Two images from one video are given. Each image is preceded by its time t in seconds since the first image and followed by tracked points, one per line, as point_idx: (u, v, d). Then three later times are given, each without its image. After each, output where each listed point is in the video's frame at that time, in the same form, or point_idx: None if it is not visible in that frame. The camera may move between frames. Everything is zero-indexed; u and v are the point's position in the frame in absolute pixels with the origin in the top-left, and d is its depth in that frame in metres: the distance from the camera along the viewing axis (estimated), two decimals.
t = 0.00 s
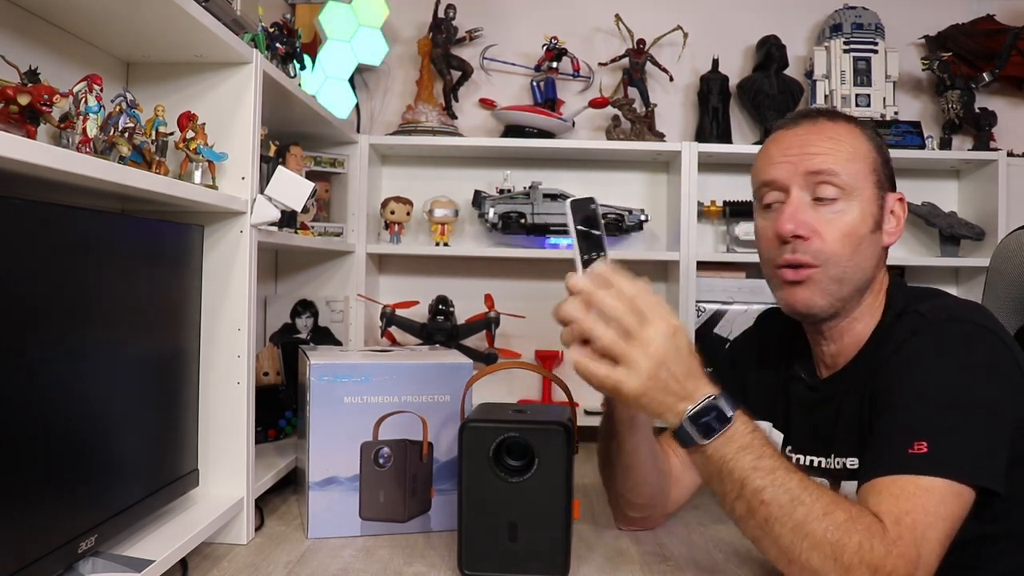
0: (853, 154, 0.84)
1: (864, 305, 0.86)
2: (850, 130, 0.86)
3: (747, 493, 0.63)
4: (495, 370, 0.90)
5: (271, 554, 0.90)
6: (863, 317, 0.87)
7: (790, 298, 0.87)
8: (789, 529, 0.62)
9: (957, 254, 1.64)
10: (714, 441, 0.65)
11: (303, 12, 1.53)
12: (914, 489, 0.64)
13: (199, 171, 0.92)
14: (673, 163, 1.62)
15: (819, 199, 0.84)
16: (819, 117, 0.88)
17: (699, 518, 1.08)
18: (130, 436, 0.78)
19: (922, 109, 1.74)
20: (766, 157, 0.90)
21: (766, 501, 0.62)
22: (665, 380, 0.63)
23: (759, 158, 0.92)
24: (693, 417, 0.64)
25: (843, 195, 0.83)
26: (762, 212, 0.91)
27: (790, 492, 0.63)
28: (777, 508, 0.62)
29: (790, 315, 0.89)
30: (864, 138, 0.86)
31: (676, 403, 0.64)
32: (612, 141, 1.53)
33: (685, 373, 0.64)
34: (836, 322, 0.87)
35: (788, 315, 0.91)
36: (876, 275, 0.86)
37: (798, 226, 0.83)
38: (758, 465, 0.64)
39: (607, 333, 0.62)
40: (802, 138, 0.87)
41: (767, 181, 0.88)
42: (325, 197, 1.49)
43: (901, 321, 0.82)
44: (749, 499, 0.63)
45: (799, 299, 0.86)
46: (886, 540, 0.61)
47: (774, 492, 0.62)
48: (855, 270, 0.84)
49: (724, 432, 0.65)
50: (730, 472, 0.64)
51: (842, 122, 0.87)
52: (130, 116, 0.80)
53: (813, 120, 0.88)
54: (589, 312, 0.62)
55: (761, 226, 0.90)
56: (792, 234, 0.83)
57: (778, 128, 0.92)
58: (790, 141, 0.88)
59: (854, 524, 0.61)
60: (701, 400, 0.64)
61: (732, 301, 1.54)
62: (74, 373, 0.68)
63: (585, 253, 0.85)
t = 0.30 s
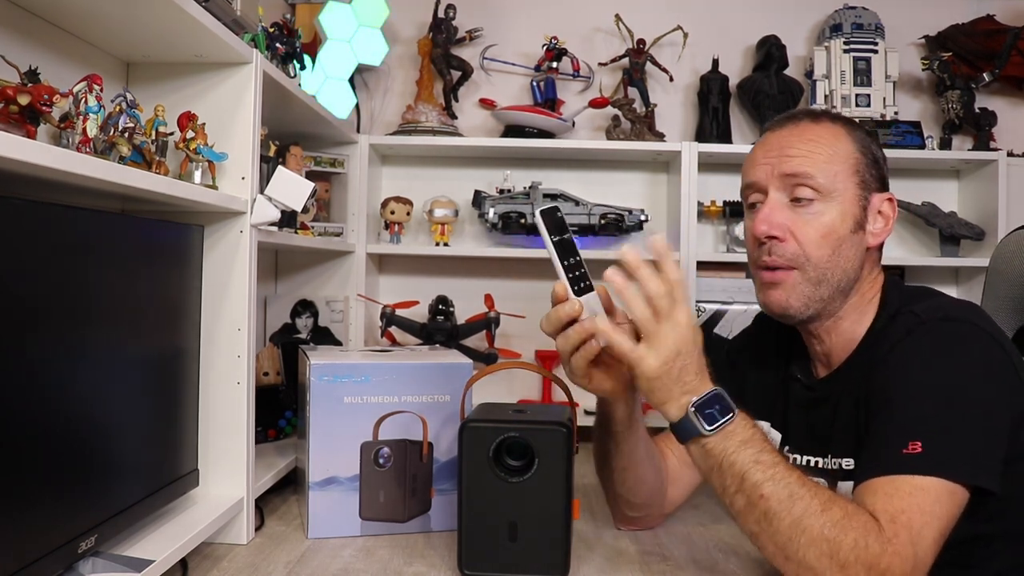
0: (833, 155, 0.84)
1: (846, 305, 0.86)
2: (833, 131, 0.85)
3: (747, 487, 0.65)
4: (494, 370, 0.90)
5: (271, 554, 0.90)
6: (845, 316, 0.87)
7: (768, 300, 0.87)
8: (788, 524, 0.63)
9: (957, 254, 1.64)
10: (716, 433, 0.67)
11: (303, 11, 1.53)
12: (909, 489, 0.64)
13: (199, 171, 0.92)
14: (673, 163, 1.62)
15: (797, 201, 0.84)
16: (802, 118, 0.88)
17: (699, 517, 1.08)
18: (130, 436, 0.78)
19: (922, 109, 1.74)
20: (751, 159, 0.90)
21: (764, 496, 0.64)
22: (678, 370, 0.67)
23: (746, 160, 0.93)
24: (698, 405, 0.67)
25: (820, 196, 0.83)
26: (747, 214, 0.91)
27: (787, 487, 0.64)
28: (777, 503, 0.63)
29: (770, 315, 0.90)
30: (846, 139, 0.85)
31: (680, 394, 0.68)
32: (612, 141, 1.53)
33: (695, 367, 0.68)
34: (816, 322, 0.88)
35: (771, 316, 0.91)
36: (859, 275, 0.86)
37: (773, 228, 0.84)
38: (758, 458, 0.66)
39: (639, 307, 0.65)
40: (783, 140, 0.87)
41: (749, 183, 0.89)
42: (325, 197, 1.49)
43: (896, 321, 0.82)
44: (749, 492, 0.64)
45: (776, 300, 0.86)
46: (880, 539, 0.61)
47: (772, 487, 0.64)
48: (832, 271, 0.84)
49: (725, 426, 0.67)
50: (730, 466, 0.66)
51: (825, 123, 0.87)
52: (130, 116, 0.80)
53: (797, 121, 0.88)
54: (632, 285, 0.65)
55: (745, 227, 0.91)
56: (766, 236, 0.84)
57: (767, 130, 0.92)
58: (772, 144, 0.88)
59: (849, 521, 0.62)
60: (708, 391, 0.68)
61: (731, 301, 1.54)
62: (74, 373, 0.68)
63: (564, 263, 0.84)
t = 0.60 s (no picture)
0: (849, 155, 0.84)
1: (858, 305, 0.86)
2: (848, 131, 0.85)
3: (734, 496, 0.65)
4: (495, 370, 0.90)
5: (271, 554, 0.90)
6: (856, 315, 0.87)
7: (782, 299, 0.87)
8: (777, 531, 0.63)
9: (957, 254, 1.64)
10: (699, 446, 0.68)
11: (303, 11, 1.53)
12: (905, 487, 0.64)
13: (199, 171, 0.92)
14: (673, 163, 1.62)
15: (813, 200, 0.84)
16: (817, 117, 0.88)
17: (699, 518, 1.08)
18: (129, 436, 0.77)
19: (922, 109, 1.74)
20: (765, 157, 0.90)
21: (751, 504, 0.64)
22: (649, 387, 0.67)
23: (758, 158, 0.92)
24: (678, 421, 0.67)
25: (836, 195, 0.83)
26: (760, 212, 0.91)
27: (775, 493, 0.65)
28: (764, 510, 0.64)
29: (782, 314, 0.89)
30: (862, 139, 0.85)
31: (659, 411, 0.68)
32: (612, 141, 1.53)
33: (670, 381, 0.68)
34: (827, 322, 0.88)
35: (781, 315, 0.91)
36: (871, 275, 0.86)
37: (790, 226, 0.83)
38: (743, 468, 0.67)
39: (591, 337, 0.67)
40: (799, 138, 0.86)
41: (764, 181, 0.89)
42: (325, 197, 1.49)
43: (895, 319, 0.82)
44: (737, 502, 0.65)
45: (790, 298, 0.86)
46: (873, 539, 0.61)
47: (759, 494, 0.65)
48: (847, 271, 0.84)
49: (708, 439, 0.68)
50: (715, 477, 0.67)
51: (839, 122, 0.87)
52: (130, 116, 0.81)
53: (811, 120, 0.88)
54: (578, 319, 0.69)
55: (757, 225, 0.91)
56: (784, 235, 0.84)
57: (778, 127, 0.92)
58: (787, 141, 0.88)
59: (840, 523, 0.62)
60: (686, 406, 0.68)
61: (732, 300, 1.54)
62: (74, 373, 0.68)
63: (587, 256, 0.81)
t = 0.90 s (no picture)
0: (880, 157, 0.85)
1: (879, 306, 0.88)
2: (873, 134, 0.87)
3: (754, 476, 0.65)
4: (494, 370, 0.90)
5: (272, 554, 0.90)
6: (870, 315, 0.87)
7: (814, 297, 0.85)
8: (790, 517, 0.63)
9: (958, 254, 1.64)
10: (729, 423, 0.68)
11: (303, 11, 1.53)
12: (910, 487, 0.64)
13: (199, 171, 0.92)
14: (673, 163, 1.62)
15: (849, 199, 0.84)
16: (844, 117, 0.88)
17: (699, 517, 1.08)
18: (129, 436, 0.77)
19: (922, 109, 1.74)
20: (791, 153, 0.88)
21: (770, 487, 0.64)
22: (686, 361, 0.67)
23: (778, 154, 0.90)
24: (711, 396, 0.67)
25: (871, 196, 0.84)
26: (782, 209, 0.89)
27: (794, 479, 0.65)
28: (781, 494, 0.64)
29: (806, 313, 0.88)
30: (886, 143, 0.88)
31: (694, 386, 0.68)
32: (612, 141, 1.53)
33: (706, 359, 0.68)
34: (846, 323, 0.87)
35: (801, 316, 0.89)
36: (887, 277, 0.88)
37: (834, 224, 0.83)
38: (768, 450, 0.66)
39: (633, 305, 0.67)
40: (831, 136, 0.86)
41: (795, 176, 0.87)
42: (325, 197, 1.49)
43: (894, 318, 0.82)
44: (756, 482, 0.65)
45: (824, 296, 0.85)
46: (882, 536, 0.61)
47: (779, 478, 0.64)
48: (877, 272, 0.84)
49: (738, 418, 0.68)
50: (740, 456, 0.67)
51: (864, 125, 0.88)
52: (130, 116, 0.81)
53: (836, 119, 0.88)
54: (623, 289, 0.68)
55: (782, 222, 0.89)
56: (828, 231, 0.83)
57: (795, 124, 0.91)
58: (817, 138, 0.87)
59: (853, 516, 0.62)
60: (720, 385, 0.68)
61: (732, 301, 1.54)
62: (74, 373, 0.68)
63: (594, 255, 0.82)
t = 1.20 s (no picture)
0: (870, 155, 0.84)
1: (872, 304, 0.86)
2: (868, 131, 0.86)
3: (751, 487, 0.64)
4: (494, 370, 0.90)
5: (272, 554, 0.90)
6: (864, 316, 0.86)
7: (796, 295, 0.86)
8: (791, 526, 0.62)
9: (958, 254, 1.64)
10: (721, 433, 0.65)
11: (303, 11, 1.53)
12: (916, 491, 0.64)
13: (199, 171, 0.92)
14: (673, 163, 1.62)
15: (833, 199, 0.83)
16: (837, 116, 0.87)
17: (698, 517, 1.08)
18: (129, 436, 0.77)
19: (923, 109, 1.74)
20: (782, 152, 0.89)
21: (768, 497, 0.63)
22: (669, 372, 0.62)
23: (774, 153, 0.91)
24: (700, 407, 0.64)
25: (857, 195, 0.83)
26: (774, 209, 0.90)
27: (793, 488, 0.63)
28: (780, 504, 0.63)
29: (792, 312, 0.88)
30: (881, 139, 0.86)
31: (680, 395, 0.64)
32: (612, 141, 1.53)
33: (689, 366, 0.64)
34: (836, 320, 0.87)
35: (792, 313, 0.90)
36: (882, 277, 0.86)
37: (811, 224, 0.82)
38: (763, 458, 0.65)
39: (614, 317, 0.60)
40: (820, 134, 0.86)
41: (781, 177, 0.88)
42: (325, 197, 1.49)
43: (902, 321, 0.82)
44: (753, 493, 0.64)
45: (804, 296, 0.85)
46: (886, 542, 0.61)
47: (777, 488, 0.63)
48: (863, 271, 0.83)
49: (730, 427, 0.65)
50: (733, 466, 0.65)
51: (859, 122, 0.87)
52: (130, 116, 0.81)
53: (831, 118, 0.87)
54: (600, 301, 0.61)
55: (772, 222, 0.90)
56: (804, 232, 0.83)
57: (794, 124, 0.91)
58: (808, 137, 0.87)
59: (856, 523, 0.62)
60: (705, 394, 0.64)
61: (732, 301, 1.54)
62: (74, 373, 0.68)
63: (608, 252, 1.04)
